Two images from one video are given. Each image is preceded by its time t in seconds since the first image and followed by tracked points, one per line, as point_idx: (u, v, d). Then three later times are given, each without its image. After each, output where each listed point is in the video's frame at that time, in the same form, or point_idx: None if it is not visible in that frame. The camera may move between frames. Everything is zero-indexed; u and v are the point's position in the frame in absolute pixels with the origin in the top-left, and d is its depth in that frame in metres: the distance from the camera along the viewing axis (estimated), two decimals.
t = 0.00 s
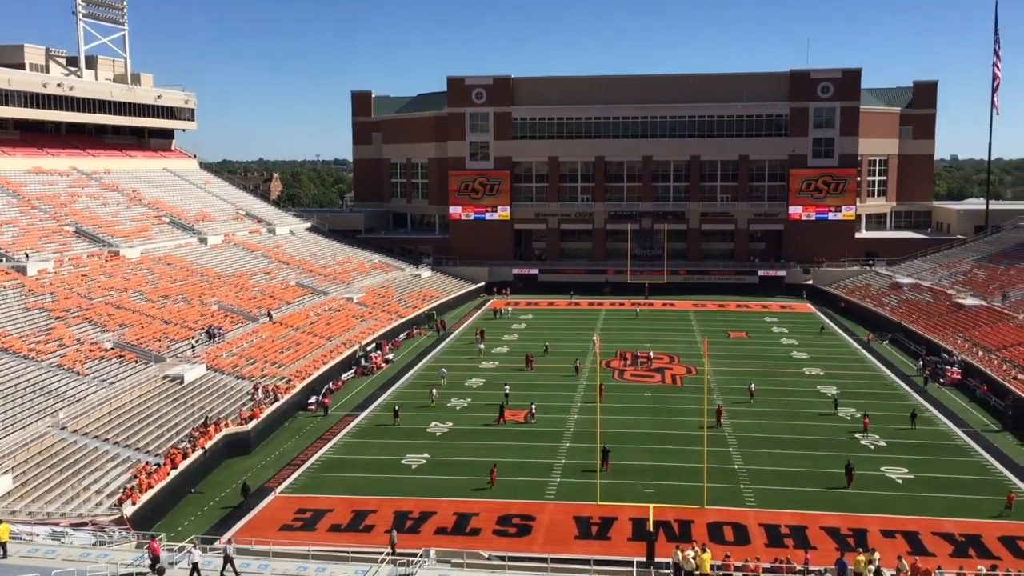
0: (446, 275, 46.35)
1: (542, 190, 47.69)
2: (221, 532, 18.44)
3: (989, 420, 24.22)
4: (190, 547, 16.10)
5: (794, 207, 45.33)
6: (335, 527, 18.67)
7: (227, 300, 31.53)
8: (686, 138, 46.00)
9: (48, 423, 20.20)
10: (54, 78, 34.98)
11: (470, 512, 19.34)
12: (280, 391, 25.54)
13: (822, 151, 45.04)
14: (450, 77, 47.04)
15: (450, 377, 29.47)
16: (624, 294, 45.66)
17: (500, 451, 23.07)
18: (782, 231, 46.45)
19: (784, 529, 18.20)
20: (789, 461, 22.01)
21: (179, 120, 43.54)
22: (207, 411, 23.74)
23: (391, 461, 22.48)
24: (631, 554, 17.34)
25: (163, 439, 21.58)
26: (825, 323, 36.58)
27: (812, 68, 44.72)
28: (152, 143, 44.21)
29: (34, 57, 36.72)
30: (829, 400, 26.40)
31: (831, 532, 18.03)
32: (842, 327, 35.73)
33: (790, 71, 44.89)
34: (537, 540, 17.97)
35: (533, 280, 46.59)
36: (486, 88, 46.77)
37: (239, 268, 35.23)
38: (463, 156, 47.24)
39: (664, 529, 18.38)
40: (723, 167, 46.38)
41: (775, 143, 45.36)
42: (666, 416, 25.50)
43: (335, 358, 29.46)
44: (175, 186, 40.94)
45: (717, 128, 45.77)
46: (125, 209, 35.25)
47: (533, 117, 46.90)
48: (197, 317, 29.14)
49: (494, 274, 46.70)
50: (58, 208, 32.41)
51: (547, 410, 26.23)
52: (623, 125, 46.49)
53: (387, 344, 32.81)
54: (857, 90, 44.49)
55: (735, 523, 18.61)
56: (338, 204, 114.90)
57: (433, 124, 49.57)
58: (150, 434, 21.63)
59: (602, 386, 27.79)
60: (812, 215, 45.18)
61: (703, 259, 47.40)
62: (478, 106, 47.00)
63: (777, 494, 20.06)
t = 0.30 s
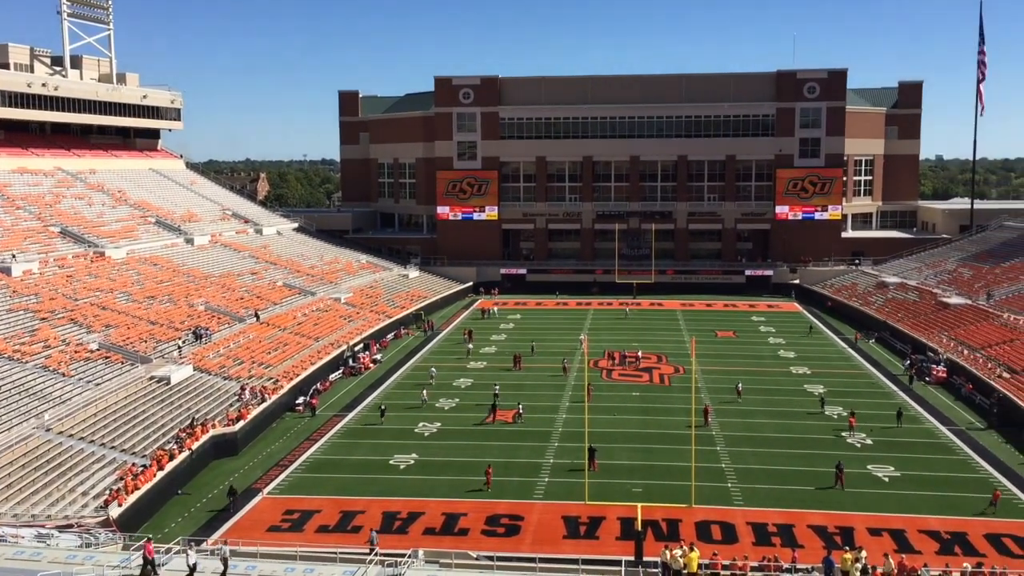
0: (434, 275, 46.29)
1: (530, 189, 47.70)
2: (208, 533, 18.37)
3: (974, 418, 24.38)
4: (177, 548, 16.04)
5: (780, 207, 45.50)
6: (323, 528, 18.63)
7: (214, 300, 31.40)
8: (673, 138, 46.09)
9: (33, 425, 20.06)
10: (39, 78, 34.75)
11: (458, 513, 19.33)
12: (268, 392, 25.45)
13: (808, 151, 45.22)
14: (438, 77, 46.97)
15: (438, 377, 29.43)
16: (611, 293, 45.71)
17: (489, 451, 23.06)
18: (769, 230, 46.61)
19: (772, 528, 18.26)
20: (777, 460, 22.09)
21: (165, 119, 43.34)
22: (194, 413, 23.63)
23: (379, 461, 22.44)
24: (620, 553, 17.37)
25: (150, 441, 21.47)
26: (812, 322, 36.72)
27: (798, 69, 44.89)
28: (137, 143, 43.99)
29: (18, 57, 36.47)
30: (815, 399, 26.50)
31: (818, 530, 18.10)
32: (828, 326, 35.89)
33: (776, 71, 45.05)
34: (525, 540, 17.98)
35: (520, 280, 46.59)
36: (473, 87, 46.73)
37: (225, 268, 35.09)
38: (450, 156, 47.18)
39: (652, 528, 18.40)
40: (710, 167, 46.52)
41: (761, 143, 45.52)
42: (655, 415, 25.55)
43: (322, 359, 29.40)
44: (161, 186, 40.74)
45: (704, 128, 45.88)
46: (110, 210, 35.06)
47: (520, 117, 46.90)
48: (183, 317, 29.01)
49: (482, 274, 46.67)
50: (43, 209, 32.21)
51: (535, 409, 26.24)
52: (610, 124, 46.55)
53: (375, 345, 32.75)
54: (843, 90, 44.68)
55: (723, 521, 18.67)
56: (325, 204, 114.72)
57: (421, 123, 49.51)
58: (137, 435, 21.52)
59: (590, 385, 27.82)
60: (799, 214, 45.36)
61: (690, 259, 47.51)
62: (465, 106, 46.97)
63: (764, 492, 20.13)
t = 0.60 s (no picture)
0: (423, 275, 46.22)
1: (518, 189, 47.72)
2: (197, 534, 18.32)
3: (960, 416, 24.53)
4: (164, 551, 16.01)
5: (768, 207, 45.63)
6: (312, 528, 18.60)
7: (202, 301, 31.30)
8: (661, 138, 46.18)
9: (19, 426, 19.95)
10: (24, 77, 34.56)
11: (447, 513, 19.32)
12: (256, 393, 25.38)
13: (796, 150, 45.38)
14: (426, 77, 46.91)
15: (427, 377, 29.40)
16: (600, 293, 45.76)
17: (477, 451, 23.07)
18: (756, 230, 46.75)
19: (760, 526, 18.33)
20: (765, 458, 22.18)
21: (151, 119, 43.17)
22: (182, 413, 23.56)
23: (368, 462, 22.41)
24: (608, 553, 17.39)
25: (137, 442, 21.39)
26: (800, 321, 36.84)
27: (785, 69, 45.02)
28: (124, 143, 43.81)
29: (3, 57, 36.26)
30: (803, 398, 26.61)
31: (806, 529, 18.17)
32: (816, 325, 36.02)
33: (763, 71, 45.18)
34: (514, 540, 17.99)
35: (509, 280, 46.59)
36: (461, 87, 46.70)
37: (213, 269, 34.98)
38: (439, 156, 47.13)
39: (641, 527, 18.44)
40: (698, 167, 46.65)
41: (749, 143, 45.66)
42: (643, 414, 25.60)
43: (311, 359, 29.36)
44: (148, 186, 40.58)
45: (691, 128, 45.97)
46: (97, 210, 34.91)
47: (508, 117, 46.91)
48: (171, 318, 28.91)
49: (471, 274, 46.63)
50: (29, 209, 32.05)
51: (523, 409, 26.25)
52: (599, 125, 46.61)
53: (363, 345, 32.70)
54: (830, 90, 44.87)
55: (712, 520, 18.72)
56: (313, 205, 114.44)
57: (409, 123, 49.46)
58: (124, 436, 21.44)
59: (579, 385, 27.84)
60: (786, 214, 45.52)
61: (678, 258, 47.60)
62: (453, 106, 46.93)
63: (752, 491, 20.19)
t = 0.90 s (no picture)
0: (412, 274, 46.16)
1: (507, 188, 47.74)
2: (184, 534, 18.26)
3: (946, 414, 24.65)
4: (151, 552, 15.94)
5: (755, 206, 45.76)
6: (300, 528, 18.57)
7: (189, 301, 31.20)
8: (649, 138, 46.26)
9: (5, 427, 19.84)
10: (10, 76, 34.34)
11: (436, 512, 19.31)
12: (244, 393, 25.31)
13: (783, 149, 45.57)
14: (414, 76, 46.85)
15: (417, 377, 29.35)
16: (589, 292, 45.81)
17: (465, 450, 23.06)
18: (744, 229, 46.92)
19: (748, 524, 18.38)
20: (753, 457, 22.25)
21: (138, 118, 42.98)
22: (169, 414, 23.48)
23: (357, 461, 22.37)
24: (597, 551, 17.41)
25: (124, 442, 21.31)
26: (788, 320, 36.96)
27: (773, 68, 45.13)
28: (110, 142, 43.60)
29: None
30: (790, 396, 26.70)
31: (794, 526, 18.23)
32: (804, 324, 36.14)
33: (751, 70, 45.28)
34: (503, 539, 17.99)
35: (498, 279, 46.59)
36: (450, 86, 46.66)
37: (200, 268, 34.87)
38: (427, 155, 47.06)
39: (629, 526, 18.47)
40: (686, 166, 46.78)
41: (736, 142, 45.80)
42: (631, 413, 25.65)
43: (299, 359, 29.31)
44: (135, 186, 40.41)
45: (680, 127, 46.03)
46: (83, 209, 34.75)
47: (497, 116, 46.87)
48: (158, 318, 28.80)
49: (459, 273, 46.59)
50: (14, 208, 31.86)
51: (511, 408, 26.26)
52: (587, 124, 46.65)
53: (352, 345, 32.65)
54: (817, 89, 45.01)
55: (700, 518, 18.76)
56: (301, 204, 114.05)
57: (397, 122, 49.41)
58: (111, 437, 21.36)
59: (568, 384, 27.85)
60: (774, 213, 45.66)
61: (666, 257, 47.71)
62: (441, 105, 46.88)
63: (740, 489, 20.24)
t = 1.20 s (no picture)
0: (400, 274, 46.10)
1: (494, 187, 47.73)
2: (170, 535, 18.18)
3: (931, 412, 24.78)
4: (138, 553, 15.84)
5: (742, 204, 45.89)
6: (287, 528, 18.50)
7: (175, 300, 31.06)
8: (636, 137, 46.33)
9: None
10: None
11: (423, 512, 19.29)
12: (230, 393, 25.21)
13: (769, 148, 45.74)
14: (401, 75, 46.79)
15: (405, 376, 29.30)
16: (576, 291, 45.85)
17: (451, 449, 23.05)
18: (730, 227, 47.07)
19: (734, 522, 18.43)
20: (740, 455, 22.31)
21: (123, 117, 42.76)
22: (154, 414, 23.36)
23: (344, 461, 22.31)
24: (584, 550, 17.42)
25: (109, 443, 21.19)
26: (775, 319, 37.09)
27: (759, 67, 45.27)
28: (95, 141, 43.35)
29: None
30: (776, 394, 26.79)
31: (780, 524, 18.28)
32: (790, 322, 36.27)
33: (737, 69, 45.42)
34: (490, 538, 17.98)
35: (485, 278, 46.58)
36: (437, 85, 46.64)
37: (185, 268, 34.72)
38: (414, 154, 46.99)
39: (617, 524, 18.48)
40: (673, 165, 46.90)
41: (723, 141, 45.93)
42: (617, 412, 25.69)
43: (286, 358, 29.23)
44: (120, 185, 40.20)
45: (666, 127, 46.12)
46: (67, 209, 34.53)
47: (484, 115, 46.85)
48: (143, 318, 28.65)
49: (446, 272, 46.53)
50: None
51: (497, 407, 26.27)
52: (575, 123, 46.69)
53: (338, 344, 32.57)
54: (803, 88, 45.19)
55: (687, 516, 18.80)
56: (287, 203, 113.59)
57: (384, 121, 49.34)
58: (95, 437, 21.23)
59: (555, 383, 27.87)
60: (760, 211, 45.80)
61: (653, 256, 47.79)
62: (428, 104, 46.82)
63: (727, 488, 20.29)
